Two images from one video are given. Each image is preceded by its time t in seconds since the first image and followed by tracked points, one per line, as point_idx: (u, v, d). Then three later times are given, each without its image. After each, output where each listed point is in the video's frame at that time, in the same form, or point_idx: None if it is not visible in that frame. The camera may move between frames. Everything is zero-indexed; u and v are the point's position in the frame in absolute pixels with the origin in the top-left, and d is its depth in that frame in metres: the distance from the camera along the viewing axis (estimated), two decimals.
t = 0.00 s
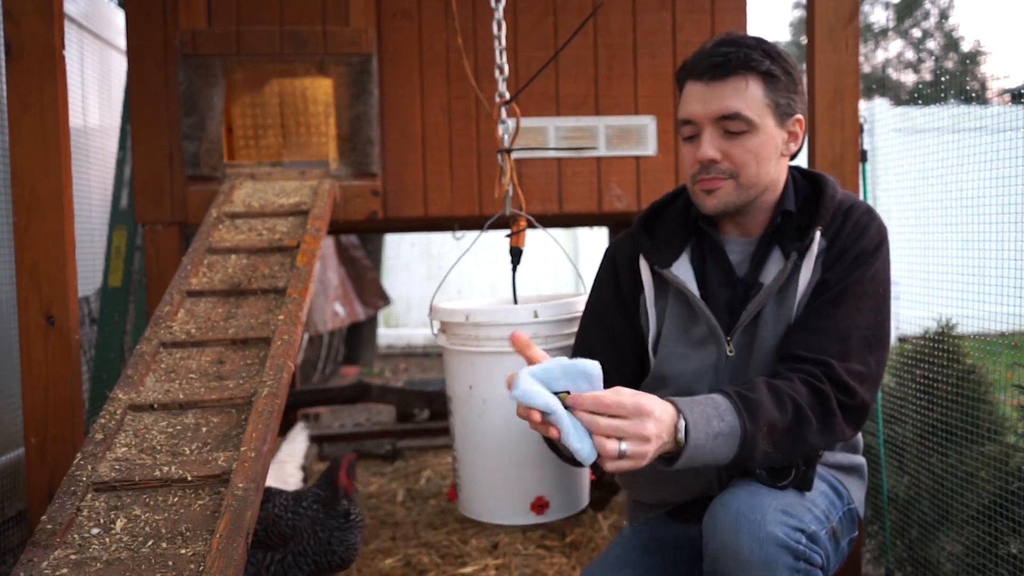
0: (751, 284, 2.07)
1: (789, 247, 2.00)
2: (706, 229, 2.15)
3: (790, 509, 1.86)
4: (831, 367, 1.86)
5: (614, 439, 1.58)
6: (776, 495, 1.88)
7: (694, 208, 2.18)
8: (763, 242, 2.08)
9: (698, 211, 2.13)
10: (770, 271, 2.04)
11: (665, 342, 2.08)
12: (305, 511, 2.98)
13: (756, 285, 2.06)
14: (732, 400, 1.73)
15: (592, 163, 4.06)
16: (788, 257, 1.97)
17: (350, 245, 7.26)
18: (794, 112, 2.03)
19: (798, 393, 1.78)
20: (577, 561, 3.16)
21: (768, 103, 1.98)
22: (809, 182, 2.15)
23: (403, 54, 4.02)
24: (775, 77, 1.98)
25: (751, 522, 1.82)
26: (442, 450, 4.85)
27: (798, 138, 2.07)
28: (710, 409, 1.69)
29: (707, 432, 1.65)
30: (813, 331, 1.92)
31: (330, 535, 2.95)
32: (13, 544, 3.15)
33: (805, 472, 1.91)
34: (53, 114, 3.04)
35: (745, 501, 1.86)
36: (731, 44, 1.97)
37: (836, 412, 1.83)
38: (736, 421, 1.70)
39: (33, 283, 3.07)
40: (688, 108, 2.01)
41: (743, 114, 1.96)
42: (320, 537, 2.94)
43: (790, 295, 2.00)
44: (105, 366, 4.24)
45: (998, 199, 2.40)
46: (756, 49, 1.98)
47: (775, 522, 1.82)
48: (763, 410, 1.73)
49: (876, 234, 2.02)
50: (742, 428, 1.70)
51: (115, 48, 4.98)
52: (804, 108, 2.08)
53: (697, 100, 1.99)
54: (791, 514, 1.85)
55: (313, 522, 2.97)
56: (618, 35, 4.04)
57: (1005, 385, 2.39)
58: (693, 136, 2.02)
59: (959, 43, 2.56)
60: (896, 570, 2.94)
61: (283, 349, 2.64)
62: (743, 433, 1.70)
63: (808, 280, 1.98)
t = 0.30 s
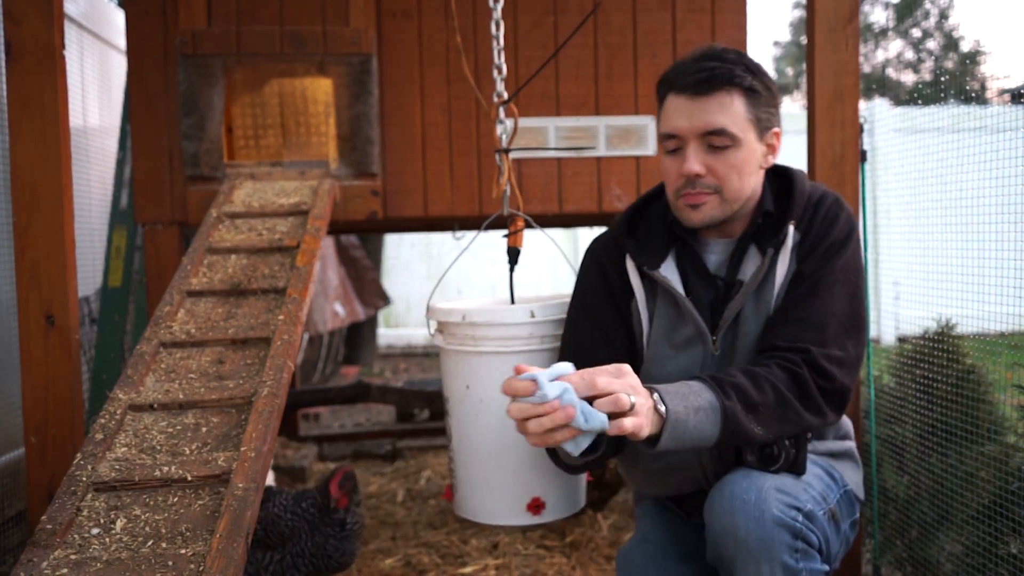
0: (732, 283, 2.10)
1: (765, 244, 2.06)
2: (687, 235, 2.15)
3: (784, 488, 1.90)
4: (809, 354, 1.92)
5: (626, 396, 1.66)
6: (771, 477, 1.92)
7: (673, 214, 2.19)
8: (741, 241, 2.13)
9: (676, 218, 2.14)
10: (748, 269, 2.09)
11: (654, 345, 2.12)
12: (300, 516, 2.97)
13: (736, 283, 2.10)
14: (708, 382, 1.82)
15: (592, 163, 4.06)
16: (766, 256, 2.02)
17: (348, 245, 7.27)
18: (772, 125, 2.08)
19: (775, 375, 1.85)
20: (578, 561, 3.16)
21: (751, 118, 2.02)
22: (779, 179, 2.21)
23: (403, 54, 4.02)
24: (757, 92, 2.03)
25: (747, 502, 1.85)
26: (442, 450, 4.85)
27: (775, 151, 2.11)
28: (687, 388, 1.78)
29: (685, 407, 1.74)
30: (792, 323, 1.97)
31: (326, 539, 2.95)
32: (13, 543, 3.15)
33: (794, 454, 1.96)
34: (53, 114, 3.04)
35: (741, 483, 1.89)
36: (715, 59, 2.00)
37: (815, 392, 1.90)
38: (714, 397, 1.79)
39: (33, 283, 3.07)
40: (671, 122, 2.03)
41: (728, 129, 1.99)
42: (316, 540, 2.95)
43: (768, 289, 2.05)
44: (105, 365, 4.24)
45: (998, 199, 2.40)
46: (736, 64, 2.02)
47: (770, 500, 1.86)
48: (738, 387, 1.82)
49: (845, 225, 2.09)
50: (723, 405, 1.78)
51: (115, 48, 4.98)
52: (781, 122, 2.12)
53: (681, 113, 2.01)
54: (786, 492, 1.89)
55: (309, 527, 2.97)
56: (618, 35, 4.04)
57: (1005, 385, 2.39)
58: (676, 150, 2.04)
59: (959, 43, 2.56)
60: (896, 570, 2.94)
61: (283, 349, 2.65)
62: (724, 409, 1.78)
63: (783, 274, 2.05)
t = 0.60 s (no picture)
0: (710, 286, 2.10)
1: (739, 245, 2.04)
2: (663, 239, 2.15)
3: (772, 490, 1.89)
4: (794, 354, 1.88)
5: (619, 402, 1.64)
6: (757, 478, 1.91)
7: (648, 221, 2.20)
8: (718, 243, 2.12)
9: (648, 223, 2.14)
10: (726, 272, 2.08)
11: (639, 351, 2.11)
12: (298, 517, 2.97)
13: (715, 285, 2.09)
14: (695, 385, 1.78)
15: (591, 163, 4.06)
16: (742, 256, 2.01)
17: (349, 247, 7.37)
18: (734, 121, 2.06)
19: (760, 376, 1.82)
20: (578, 561, 3.16)
21: (711, 117, 2.00)
22: (751, 179, 2.19)
23: (403, 54, 4.02)
24: (713, 90, 2.01)
25: (732, 503, 1.85)
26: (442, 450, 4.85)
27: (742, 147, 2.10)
28: (675, 391, 1.75)
29: (673, 411, 1.70)
30: (773, 326, 1.94)
31: (326, 540, 2.95)
32: (14, 543, 3.15)
33: (783, 456, 1.94)
34: (53, 114, 3.04)
35: (727, 484, 1.89)
36: (668, 63, 2.00)
37: (802, 392, 1.86)
38: (701, 400, 1.75)
39: (33, 283, 3.07)
40: (634, 128, 2.03)
41: (688, 130, 1.98)
42: (316, 540, 2.95)
43: (747, 291, 2.04)
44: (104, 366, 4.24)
45: (998, 198, 2.40)
46: (692, 65, 2.01)
47: (756, 502, 1.85)
48: (725, 389, 1.79)
49: (821, 222, 2.07)
50: (709, 407, 1.75)
51: (115, 48, 4.98)
52: (744, 116, 2.10)
53: (641, 119, 2.01)
54: (773, 494, 1.88)
55: (310, 527, 2.97)
56: (618, 35, 4.04)
57: (1005, 385, 2.39)
58: (640, 155, 2.04)
59: (959, 43, 2.56)
60: (896, 570, 2.93)
61: (283, 349, 2.65)
62: (711, 412, 1.74)
63: (762, 275, 2.03)
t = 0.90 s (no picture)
0: (700, 287, 2.10)
1: (728, 245, 2.04)
2: (652, 240, 2.17)
3: (769, 491, 1.89)
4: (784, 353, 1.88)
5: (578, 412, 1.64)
6: (755, 479, 1.91)
7: (636, 222, 2.20)
8: (707, 243, 2.12)
9: (637, 225, 2.14)
10: (715, 272, 2.08)
11: (631, 354, 2.11)
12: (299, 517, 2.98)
13: (705, 286, 2.09)
14: (684, 385, 1.79)
15: (591, 163, 4.06)
16: (730, 256, 2.01)
17: (349, 247, 7.40)
18: (720, 119, 2.05)
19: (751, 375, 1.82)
20: (577, 561, 3.16)
21: (698, 115, 2.00)
22: (738, 178, 2.19)
23: (404, 55, 4.02)
24: (698, 88, 2.01)
25: (729, 504, 1.85)
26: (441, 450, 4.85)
27: (729, 145, 2.10)
28: (663, 392, 1.75)
29: (661, 411, 1.71)
30: (764, 325, 1.94)
31: (326, 539, 2.96)
32: (14, 544, 3.16)
33: (779, 455, 1.94)
34: (53, 114, 3.05)
35: (725, 486, 1.89)
36: (652, 63, 2.00)
37: (794, 389, 1.85)
38: (690, 401, 1.75)
39: (33, 283, 3.07)
40: (620, 129, 2.03)
41: (675, 129, 1.98)
42: (317, 541, 2.95)
43: (737, 290, 2.04)
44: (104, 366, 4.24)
45: (998, 198, 2.40)
46: (676, 64, 2.01)
47: (754, 502, 1.85)
48: (715, 389, 1.79)
49: (809, 219, 2.06)
50: (698, 407, 1.75)
51: (115, 48, 4.98)
52: (729, 113, 2.10)
53: (627, 120, 2.00)
54: (771, 494, 1.88)
55: (310, 528, 2.98)
56: (618, 35, 4.04)
57: (1005, 385, 2.39)
58: (628, 156, 2.03)
59: (959, 43, 2.56)
60: (896, 570, 2.93)
61: (283, 349, 2.65)
62: (700, 411, 1.75)
63: (751, 275, 2.03)
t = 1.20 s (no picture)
0: (697, 288, 2.10)
1: (723, 246, 2.04)
2: (648, 242, 2.17)
3: (776, 495, 1.88)
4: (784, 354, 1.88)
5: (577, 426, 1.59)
6: (760, 483, 1.91)
7: (631, 224, 2.20)
8: (703, 245, 2.12)
9: (633, 228, 2.15)
10: (712, 274, 2.08)
11: (630, 357, 2.12)
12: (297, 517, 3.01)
13: (702, 287, 2.09)
14: (687, 390, 1.78)
15: (591, 163, 4.06)
16: (726, 258, 2.01)
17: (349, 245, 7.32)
18: (714, 119, 2.05)
19: (753, 377, 1.82)
20: (577, 561, 3.16)
21: (692, 116, 2.00)
22: (733, 177, 2.19)
23: (404, 55, 4.02)
24: (692, 89, 2.01)
25: (737, 509, 1.85)
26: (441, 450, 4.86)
27: (723, 145, 2.10)
28: (667, 398, 1.75)
29: (666, 418, 1.70)
30: (762, 326, 1.94)
31: (331, 540, 2.96)
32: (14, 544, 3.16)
33: (784, 458, 1.92)
34: (53, 113, 3.05)
35: (731, 490, 1.89)
36: (645, 64, 1.99)
37: (796, 390, 1.85)
38: (694, 406, 1.75)
39: (33, 283, 3.07)
40: (614, 132, 2.02)
41: (669, 131, 1.98)
42: (321, 541, 2.96)
43: (734, 291, 2.04)
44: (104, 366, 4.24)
45: (999, 198, 2.40)
46: (669, 65, 2.01)
47: (761, 507, 1.85)
48: (718, 393, 1.79)
49: (804, 219, 2.06)
50: (702, 411, 1.75)
51: (115, 48, 4.98)
52: (723, 113, 2.10)
53: (621, 122, 2.00)
54: (777, 499, 1.88)
55: (315, 528, 2.98)
56: (618, 35, 4.04)
57: (1005, 385, 2.39)
58: (622, 158, 2.03)
59: (959, 43, 2.56)
60: (896, 570, 2.93)
61: (283, 349, 2.65)
62: (704, 416, 1.74)
63: (747, 275, 2.03)
